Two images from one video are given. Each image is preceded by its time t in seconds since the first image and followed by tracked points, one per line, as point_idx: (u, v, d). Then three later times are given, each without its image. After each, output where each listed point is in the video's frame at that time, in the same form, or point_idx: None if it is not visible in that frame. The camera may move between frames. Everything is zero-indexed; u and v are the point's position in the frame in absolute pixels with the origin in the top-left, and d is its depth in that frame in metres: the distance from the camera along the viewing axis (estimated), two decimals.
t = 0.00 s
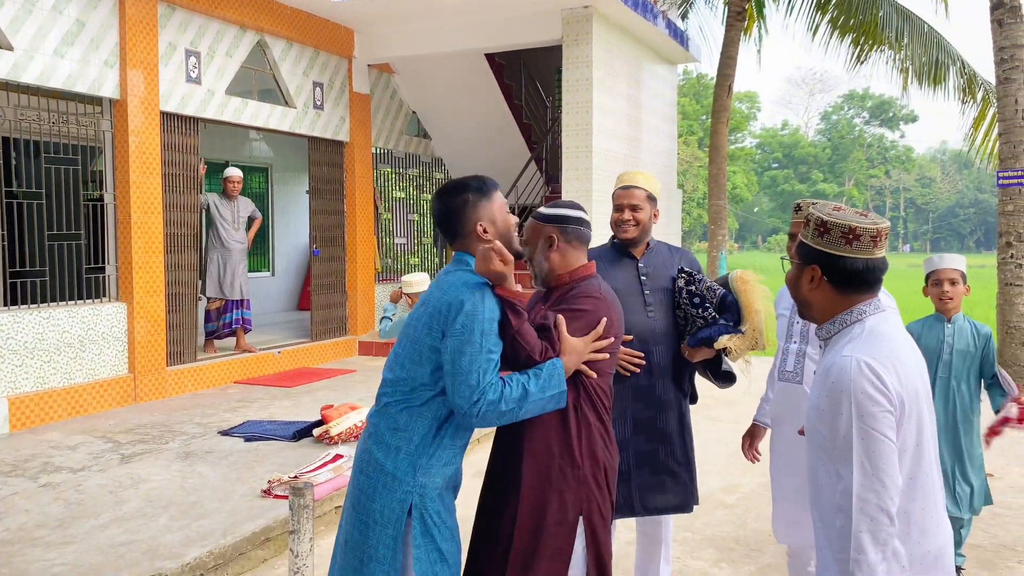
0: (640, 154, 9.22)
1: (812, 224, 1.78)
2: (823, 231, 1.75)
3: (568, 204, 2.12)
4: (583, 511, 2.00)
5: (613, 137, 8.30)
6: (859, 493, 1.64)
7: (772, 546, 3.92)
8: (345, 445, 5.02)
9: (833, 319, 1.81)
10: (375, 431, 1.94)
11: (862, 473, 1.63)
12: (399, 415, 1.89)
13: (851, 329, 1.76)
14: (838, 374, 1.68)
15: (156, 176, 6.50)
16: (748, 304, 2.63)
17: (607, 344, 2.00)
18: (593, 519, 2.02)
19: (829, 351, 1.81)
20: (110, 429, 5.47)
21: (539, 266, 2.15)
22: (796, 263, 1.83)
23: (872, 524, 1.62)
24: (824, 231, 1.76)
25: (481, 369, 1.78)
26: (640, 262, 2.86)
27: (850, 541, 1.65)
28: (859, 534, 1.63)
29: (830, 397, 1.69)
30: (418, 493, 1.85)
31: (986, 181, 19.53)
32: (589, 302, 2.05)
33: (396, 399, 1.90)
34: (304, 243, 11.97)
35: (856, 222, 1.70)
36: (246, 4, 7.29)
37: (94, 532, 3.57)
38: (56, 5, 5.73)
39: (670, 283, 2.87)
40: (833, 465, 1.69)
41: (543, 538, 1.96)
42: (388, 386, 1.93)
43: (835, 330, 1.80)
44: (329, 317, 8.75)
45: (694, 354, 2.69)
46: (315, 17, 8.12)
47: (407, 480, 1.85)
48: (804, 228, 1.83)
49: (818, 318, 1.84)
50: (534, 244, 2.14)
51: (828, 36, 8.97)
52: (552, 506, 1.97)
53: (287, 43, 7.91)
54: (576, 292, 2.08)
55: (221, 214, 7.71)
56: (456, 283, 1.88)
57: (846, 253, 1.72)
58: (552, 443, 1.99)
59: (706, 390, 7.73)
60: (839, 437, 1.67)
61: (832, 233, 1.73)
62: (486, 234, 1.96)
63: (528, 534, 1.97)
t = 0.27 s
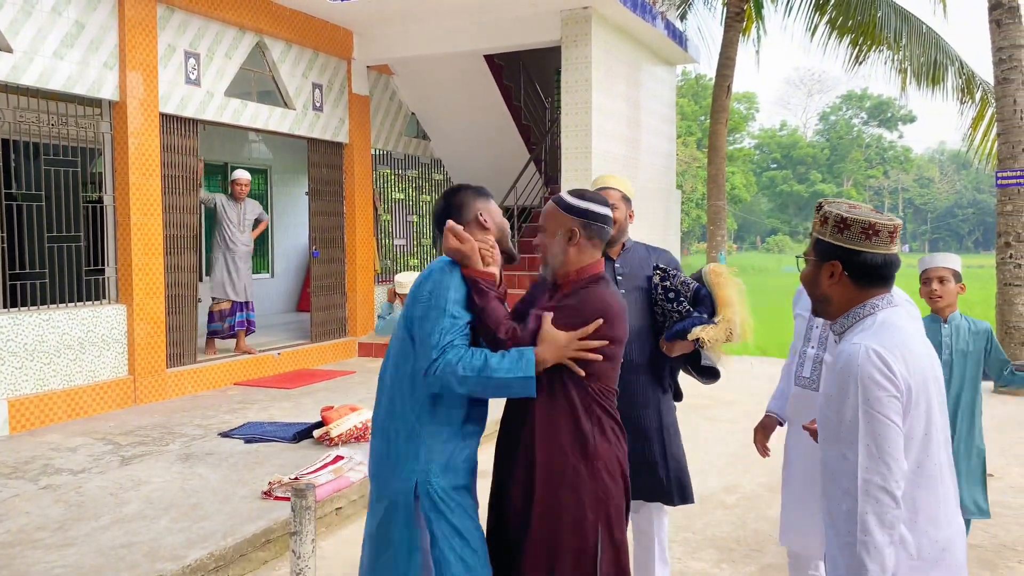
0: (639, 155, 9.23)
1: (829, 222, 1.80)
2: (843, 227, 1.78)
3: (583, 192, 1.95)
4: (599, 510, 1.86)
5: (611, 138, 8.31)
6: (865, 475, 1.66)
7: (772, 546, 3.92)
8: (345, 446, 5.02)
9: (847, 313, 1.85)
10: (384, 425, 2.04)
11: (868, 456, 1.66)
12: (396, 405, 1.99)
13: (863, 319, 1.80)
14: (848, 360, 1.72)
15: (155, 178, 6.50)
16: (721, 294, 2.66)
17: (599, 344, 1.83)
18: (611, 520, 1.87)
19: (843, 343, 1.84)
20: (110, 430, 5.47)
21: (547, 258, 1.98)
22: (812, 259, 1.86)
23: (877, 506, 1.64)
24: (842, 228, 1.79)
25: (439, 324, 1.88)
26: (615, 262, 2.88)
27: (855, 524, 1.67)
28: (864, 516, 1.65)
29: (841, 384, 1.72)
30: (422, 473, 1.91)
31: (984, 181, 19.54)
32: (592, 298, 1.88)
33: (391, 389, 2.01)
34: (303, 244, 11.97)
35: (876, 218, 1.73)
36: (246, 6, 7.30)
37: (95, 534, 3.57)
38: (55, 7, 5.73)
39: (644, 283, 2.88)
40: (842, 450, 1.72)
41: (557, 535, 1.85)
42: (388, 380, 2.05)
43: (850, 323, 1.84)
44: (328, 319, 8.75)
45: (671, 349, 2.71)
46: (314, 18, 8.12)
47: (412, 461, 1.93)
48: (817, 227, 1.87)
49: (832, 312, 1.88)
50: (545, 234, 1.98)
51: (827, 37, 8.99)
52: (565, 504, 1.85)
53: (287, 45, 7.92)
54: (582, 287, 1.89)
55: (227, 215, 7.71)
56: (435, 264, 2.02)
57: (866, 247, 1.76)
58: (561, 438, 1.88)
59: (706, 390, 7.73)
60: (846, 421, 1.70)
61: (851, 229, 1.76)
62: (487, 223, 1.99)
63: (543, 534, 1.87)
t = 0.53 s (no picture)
0: (638, 156, 9.22)
1: (852, 221, 1.84)
2: (867, 225, 1.82)
3: (569, 199, 1.93)
4: (608, 521, 1.86)
5: (611, 138, 8.31)
6: (884, 464, 1.67)
7: (774, 546, 3.92)
8: (346, 447, 5.02)
9: (866, 309, 1.87)
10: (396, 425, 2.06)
11: (889, 445, 1.67)
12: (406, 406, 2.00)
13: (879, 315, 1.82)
14: (868, 351, 1.73)
15: (155, 180, 6.50)
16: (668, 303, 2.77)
17: (606, 355, 1.82)
18: (620, 530, 1.88)
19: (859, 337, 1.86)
20: (110, 433, 5.47)
21: (546, 274, 1.92)
22: (832, 258, 1.88)
23: (897, 495, 1.65)
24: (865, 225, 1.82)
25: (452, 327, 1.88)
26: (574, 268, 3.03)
27: (873, 514, 1.67)
28: (884, 505, 1.65)
29: (861, 374, 1.74)
30: (424, 475, 1.91)
31: (983, 181, 19.55)
32: (599, 311, 1.87)
33: (404, 390, 2.03)
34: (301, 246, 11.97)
35: (901, 218, 1.78)
36: (244, 8, 7.29)
37: (96, 537, 3.57)
38: (53, 10, 5.72)
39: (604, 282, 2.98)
40: (859, 441, 1.73)
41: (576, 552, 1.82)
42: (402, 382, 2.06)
43: (867, 320, 1.86)
44: (328, 320, 8.75)
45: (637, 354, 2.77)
46: (314, 20, 8.12)
47: (416, 462, 1.93)
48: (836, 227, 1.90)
49: (851, 310, 1.89)
50: (539, 251, 1.91)
51: (826, 37, 8.99)
52: (575, 520, 1.83)
53: (286, 47, 7.91)
54: (587, 299, 1.89)
55: (229, 217, 7.70)
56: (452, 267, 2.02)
57: (889, 245, 1.80)
58: (572, 455, 1.85)
59: (706, 390, 7.73)
60: (867, 411, 1.71)
61: (878, 228, 1.80)
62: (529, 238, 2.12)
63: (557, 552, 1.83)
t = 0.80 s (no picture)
0: (638, 156, 9.21)
1: (877, 216, 1.84)
2: (892, 221, 1.83)
3: (617, 212, 1.90)
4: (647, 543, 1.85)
5: (610, 137, 8.30)
6: (903, 457, 1.66)
7: (776, 545, 3.92)
8: (347, 447, 5.01)
9: (880, 305, 1.86)
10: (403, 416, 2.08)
11: (906, 438, 1.66)
12: (415, 402, 2.02)
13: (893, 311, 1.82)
14: (888, 344, 1.73)
15: (154, 180, 6.49)
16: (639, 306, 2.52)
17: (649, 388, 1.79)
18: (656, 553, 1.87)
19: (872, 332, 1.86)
20: (111, 434, 5.46)
21: (604, 296, 1.87)
22: (851, 252, 1.88)
23: (914, 488, 1.64)
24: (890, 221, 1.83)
25: (471, 339, 1.88)
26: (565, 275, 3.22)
27: (890, 507, 1.67)
28: (901, 497, 1.65)
29: (880, 368, 1.73)
30: (430, 475, 1.95)
31: (982, 179, 19.54)
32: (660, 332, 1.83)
33: (413, 385, 2.04)
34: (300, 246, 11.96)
35: (925, 218, 1.81)
36: (243, 8, 7.29)
37: (97, 537, 3.56)
38: (53, 10, 5.72)
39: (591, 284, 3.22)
40: (877, 435, 1.72)
41: None
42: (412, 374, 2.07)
43: (878, 317, 1.86)
44: (329, 320, 8.75)
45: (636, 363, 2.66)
46: (314, 20, 8.12)
47: (422, 460, 1.97)
48: (857, 220, 1.90)
49: (865, 305, 1.89)
50: (596, 271, 1.86)
51: (825, 36, 8.99)
52: (618, 543, 1.81)
53: (285, 47, 7.91)
54: (642, 321, 1.86)
55: (227, 218, 7.68)
56: (458, 267, 2.02)
57: (910, 242, 1.82)
58: (614, 477, 1.84)
59: (706, 389, 7.72)
60: (885, 403, 1.71)
61: (903, 224, 1.81)
62: (500, 227, 2.12)
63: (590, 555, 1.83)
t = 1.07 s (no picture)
0: (637, 155, 9.20)
1: (905, 213, 1.83)
2: (919, 220, 1.82)
3: (628, 188, 1.89)
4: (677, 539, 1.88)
5: (609, 136, 8.30)
6: (912, 464, 1.66)
7: (776, 543, 3.91)
8: (348, 447, 5.01)
9: (896, 303, 1.86)
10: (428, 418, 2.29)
11: (916, 446, 1.67)
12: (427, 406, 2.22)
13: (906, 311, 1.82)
14: (903, 349, 1.73)
15: (153, 180, 6.48)
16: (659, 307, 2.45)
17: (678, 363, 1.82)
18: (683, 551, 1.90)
19: (884, 332, 1.86)
20: (110, 433, 5.45)
21: (613, 270, 1.85)
22: (875, 249, 1.86)
23: (921, 496, 1.65)
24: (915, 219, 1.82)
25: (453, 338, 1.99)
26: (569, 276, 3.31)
27: (897, 513, 1.68)
28: (908, 505, 1.65)
29: (893, 372, 1.73)
30: (432, 471, 2.16)
31: (979, 177, 19.56)
32: (672, 311, 1.81)
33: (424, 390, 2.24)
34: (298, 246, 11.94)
35: (949, 217, 1.82)
36: (242, 7, 7.27)
37: (98, 537, 3.56)
38: (51, 10, 5.70)
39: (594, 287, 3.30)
40: (886, 440, 1.73)
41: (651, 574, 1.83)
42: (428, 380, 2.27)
43: (891, 316, 1.87)
44: (328, 320, 8.74)
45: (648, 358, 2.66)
46: (313, 19, 8.11)
47: (429, 459, 2.17)
48: (877, 215, 1.88)
49: (883, 303, 1.89)
50: (607, 245, 1.84)
51: (823, 34, 8.98)
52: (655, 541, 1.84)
53: (283, 46, 7.90)
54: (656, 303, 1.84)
55: (226, 219, 7.68)
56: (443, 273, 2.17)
57: (935, 242, 1.82)
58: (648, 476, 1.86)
59: (705, 388, 7.72)
60: (897, 410, 1.71)
61: (929, 223, 1.81)
62: (474, 232, 2.30)
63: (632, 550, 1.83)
